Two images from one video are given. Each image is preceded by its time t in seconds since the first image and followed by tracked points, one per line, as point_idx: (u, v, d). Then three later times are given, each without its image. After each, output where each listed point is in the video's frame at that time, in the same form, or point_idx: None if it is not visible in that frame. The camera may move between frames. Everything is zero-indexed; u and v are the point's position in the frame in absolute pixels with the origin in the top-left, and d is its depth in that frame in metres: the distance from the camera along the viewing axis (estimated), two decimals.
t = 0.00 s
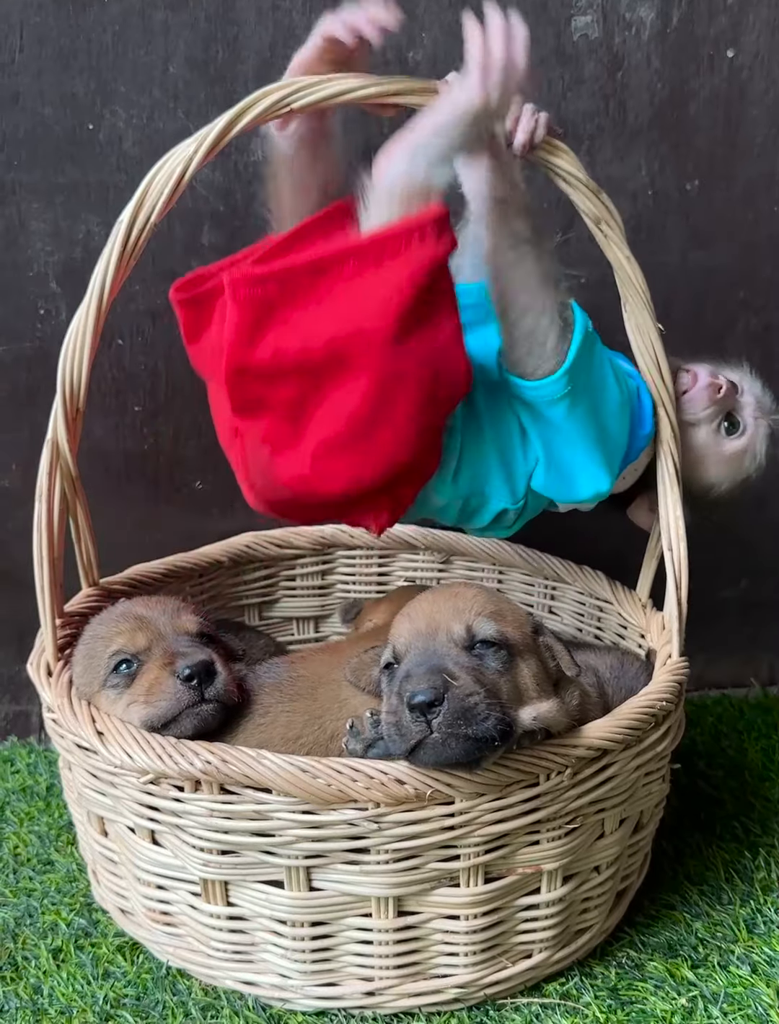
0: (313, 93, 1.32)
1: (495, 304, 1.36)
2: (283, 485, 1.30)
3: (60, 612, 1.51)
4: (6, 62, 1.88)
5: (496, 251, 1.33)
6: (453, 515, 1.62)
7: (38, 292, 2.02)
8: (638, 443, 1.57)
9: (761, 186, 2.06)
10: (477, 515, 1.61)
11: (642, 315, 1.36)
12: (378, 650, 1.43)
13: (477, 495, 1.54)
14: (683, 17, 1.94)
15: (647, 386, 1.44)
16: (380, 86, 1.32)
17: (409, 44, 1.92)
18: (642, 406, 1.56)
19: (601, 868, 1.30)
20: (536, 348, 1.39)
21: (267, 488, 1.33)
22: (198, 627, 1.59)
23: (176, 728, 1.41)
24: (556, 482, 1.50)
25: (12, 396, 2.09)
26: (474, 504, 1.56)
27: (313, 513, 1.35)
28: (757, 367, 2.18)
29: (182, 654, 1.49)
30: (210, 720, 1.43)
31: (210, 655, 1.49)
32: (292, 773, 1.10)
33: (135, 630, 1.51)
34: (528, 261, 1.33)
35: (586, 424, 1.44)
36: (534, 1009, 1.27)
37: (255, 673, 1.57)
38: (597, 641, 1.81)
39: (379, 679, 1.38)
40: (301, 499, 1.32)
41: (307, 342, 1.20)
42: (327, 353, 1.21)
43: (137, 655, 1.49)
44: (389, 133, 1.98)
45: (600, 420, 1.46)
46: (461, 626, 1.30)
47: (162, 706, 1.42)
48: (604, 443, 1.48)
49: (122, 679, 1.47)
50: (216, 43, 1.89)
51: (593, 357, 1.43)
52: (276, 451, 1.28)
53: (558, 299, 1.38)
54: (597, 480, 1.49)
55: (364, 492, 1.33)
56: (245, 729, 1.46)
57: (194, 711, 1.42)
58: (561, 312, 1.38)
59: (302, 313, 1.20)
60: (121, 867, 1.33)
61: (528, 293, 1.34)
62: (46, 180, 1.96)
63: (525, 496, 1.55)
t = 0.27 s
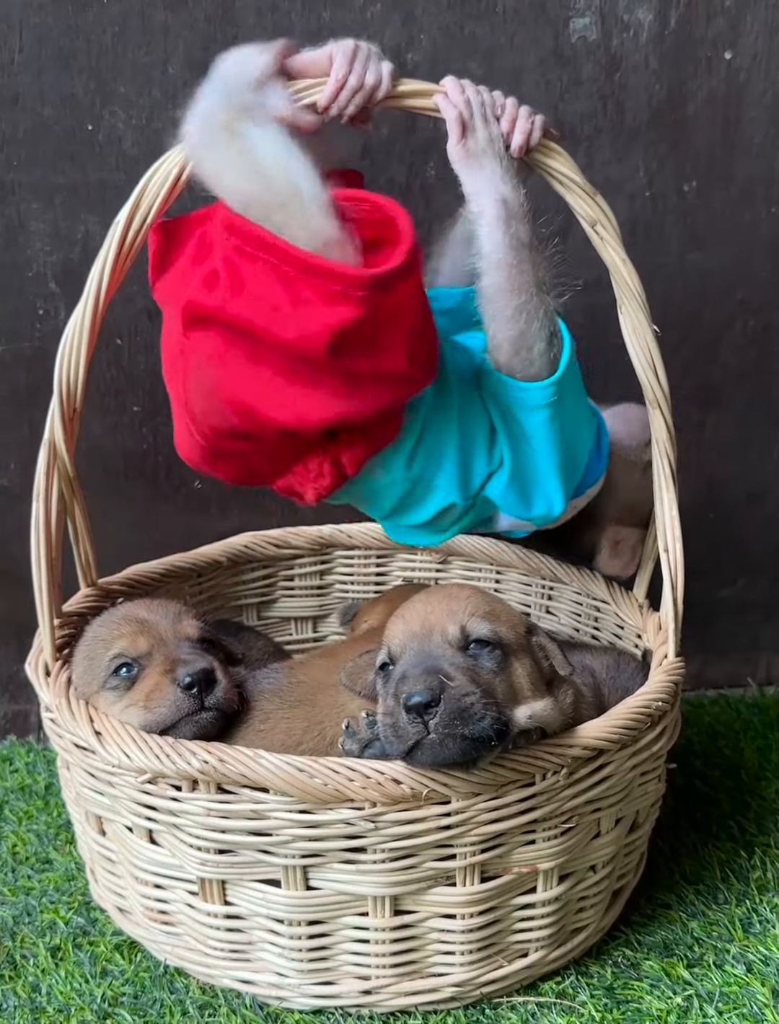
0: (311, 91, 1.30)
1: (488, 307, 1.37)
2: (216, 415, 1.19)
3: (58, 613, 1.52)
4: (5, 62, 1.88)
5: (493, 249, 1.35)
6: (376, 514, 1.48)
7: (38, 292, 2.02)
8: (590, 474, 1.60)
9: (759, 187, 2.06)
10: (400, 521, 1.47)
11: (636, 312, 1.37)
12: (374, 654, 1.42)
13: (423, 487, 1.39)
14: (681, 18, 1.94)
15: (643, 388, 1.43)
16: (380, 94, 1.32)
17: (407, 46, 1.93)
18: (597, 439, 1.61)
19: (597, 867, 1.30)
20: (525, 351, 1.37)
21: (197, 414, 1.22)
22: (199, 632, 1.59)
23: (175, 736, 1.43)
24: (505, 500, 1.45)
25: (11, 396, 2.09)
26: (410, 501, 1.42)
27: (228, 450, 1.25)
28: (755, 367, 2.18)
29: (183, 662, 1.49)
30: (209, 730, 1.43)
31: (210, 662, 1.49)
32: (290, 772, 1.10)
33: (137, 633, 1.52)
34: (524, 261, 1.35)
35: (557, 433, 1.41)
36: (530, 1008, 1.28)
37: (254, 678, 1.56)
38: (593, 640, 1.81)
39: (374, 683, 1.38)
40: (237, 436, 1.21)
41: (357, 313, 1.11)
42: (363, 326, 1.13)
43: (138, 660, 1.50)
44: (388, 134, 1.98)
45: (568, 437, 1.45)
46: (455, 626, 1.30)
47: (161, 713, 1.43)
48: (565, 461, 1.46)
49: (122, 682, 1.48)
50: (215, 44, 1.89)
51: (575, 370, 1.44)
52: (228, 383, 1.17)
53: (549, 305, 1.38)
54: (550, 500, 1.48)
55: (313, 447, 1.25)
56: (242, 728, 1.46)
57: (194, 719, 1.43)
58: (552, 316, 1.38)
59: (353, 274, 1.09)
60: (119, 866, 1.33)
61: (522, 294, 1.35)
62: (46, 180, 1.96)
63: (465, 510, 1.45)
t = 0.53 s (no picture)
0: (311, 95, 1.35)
1: (444, 299, 1.33)
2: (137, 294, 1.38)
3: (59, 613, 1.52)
4: (6, 63, 1.89)
5: (463, 244, 1.33)
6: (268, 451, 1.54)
7: (38, 292, 2.02)
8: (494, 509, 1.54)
9: (759, 189, 2.06)
10: (283, 464, 1.53)
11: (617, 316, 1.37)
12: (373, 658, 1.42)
13: (306, 433, 1.45)
14: (681, 20, 1.94)
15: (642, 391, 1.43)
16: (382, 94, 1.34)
17: (408, 47, 1.93)
18: (512, 484, 1.55)
19: (596, 869, 1.30)
20: (464, 346, 1.31)
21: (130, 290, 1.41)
22: (200, 636, 1.59)
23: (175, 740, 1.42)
24: (381, 486, 1.43)
25: (12, 396, 2.09)
26: (286, 443, 1.47)
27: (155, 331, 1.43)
28: (755, 369, 2.18)
29: (183, 664, 1.48)
30: (209, 733, 1.43)
31: (210, 666, 1.48)
32: (289, 774, 1.10)
33: (137, 636, 1.51)
34: (491, 264, 1.33)
35: (441, 441, 1.35)
36: (529, 1009, 1.28)
37: (255, 682, 1.56)
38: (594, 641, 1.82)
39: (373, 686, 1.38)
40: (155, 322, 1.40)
41: (245, 266, 1.22)
42: (233, 279, 1.23)
43: (138, 662, 1.49)
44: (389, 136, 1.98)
45: (458, 454, 1.38)
46: (454, 626, 1.30)
47: (160, 716, 1.42)
48: (453, 478, 1.40)
49: (121, 685, 1.47)
50: (217, 45, 1.90)
51: (499, 387, 1.34)
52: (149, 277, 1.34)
53: (504, 314, 1.34)
54: (422, 510, 1.44)
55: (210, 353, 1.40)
56: (242, 729, 1.46)
57: (193, 723, 1.42)
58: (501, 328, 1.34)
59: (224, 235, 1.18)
60: (119, 867, 1.33)
61: (479, 294, 1.32)
62: (47, 181, 1.96)
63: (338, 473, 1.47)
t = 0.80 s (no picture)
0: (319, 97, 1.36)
1: (464, 308, 1.34)
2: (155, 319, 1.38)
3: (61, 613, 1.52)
4: (10, 64, 1.89)
5: (479, 251, 1.34)
6: (296, 467, 1.53)
7: (41, 293, 2.03)
8: (522, 513, 1.57)
9: (761, 192, 2.06)
10: (311, 478, 1.53)
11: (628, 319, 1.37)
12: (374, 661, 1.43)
13: (338, 447, 1.44)
14: (684, 24, 1.95)
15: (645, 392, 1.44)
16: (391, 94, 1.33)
17: (411, 50, 1.93)
18: (538, 488, 1.58)
19: (597, 871, 1.30)
20: (489, 354, 1.33)
21: (146, 314, 1.41)
22: (202, 637, 1.59)
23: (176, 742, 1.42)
24: (416, 494, 1.44)
25: (14, 397, 2.10)
26: (317, 457, 1.47)
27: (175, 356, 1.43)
28: (757, 372, 2.18)
29: (186, 668, 1.48)
30: (210, 734, 1.43)
31: (214, 670, 1.48)
32: (290, 774, 1.10)
33: (140, 637, 1.52)
34: (508, 270, 1.34)
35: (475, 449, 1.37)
36: (529, 1011, 1.28)
37: (257, 682, 1.56)
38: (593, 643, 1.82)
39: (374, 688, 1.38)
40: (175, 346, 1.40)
41: (263, 288, 1.19)
42: (254, 303, 1.21)
43: (141, 663, 1.49)
44: (391, 138, 1.98)
45: (492, 464, 1.40)
46: (454, 627, 1.30)
47: (161, 719, 1.42)
48: (487, 485, 1.42)
49: (123, 686, 1.47)
50: (220, 48, 1.90)
51: (526, 395, 1.36)
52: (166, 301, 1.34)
53: (526, 318, 1.35)
54: (457, 515, 1.45)
55: (235, 372, 1.40)
56: (242, 730, 1.46)
57: (195, 724, 1.42)
58: (523, 332, 1.35)
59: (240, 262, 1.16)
60: (120, 867, 1.33)
61: (500, 300, 1.33)
62: (50, 182, 1.96)
63: (372, 484, 1.47)
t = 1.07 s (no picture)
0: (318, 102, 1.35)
1: (474, 317, 1.36)
2: (158, 392, 1.31)
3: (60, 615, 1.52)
4: (14, 67, 1.90)
5: (486, 260, 1.37)
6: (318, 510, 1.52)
7: (43, 295, 2.03)
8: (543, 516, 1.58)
9: (763, 197, 2.06)
10: (336, 518, 1.52)
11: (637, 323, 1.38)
12: (373, 665, 1.43)
13: (361, 479, 1.43)
14: (686, 29, 1.95)
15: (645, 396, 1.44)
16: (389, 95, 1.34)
17: (413, 54, 1.94)
18: (555, 491, 1.58)
19: (596, 875, 1.30)
20: (502, 360, 1.34)
21: (145, 392, 1.34)
22: (202, 639, 1.59)
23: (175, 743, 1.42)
24: (443, 512, 1.44)
25: (16, 399, 2.10)
26: (343, 493, 1.45)
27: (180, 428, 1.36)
28: (758, 376, 2.18)
29: (186, 672, 1.47)
30: (210, 737, 1.42)
31: (213, 674, 1.48)
32: (288, 776, 1.10)
33: (140, 638, 1.52)
34: (514, 275, 1.36)
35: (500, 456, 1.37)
36: (528, 1014, 1.28)
37: (255, 685, 1.56)
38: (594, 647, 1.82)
39: (374, 692, 1.38)
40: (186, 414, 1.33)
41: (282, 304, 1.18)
42: (278, 322, 1.19)
43: (141, 666, 1.49)
44: (394, 142, 1.98)
45: (515, 469, 1.40)
46: (453, 630, 1.30)
47: (161, 720, 1.42)
48: (512, 492, 1.42)
49: (123, 687, 1.47)
50: (223, 51, 1.91)
51: (541, 398, 1.37)
52: (171, 366, 1.27)
53: (536, 321, 1.37)
54: (484, 525, 1.44)
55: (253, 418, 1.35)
56: (242, 732, 1.46)
57: (194, 727, 1.42)
58: (534, 334, 1.36)
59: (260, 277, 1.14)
60: (119, 869, 1.33)
61: (508, 305, 1.35)
62: (52, 185, 1.97)
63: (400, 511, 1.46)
